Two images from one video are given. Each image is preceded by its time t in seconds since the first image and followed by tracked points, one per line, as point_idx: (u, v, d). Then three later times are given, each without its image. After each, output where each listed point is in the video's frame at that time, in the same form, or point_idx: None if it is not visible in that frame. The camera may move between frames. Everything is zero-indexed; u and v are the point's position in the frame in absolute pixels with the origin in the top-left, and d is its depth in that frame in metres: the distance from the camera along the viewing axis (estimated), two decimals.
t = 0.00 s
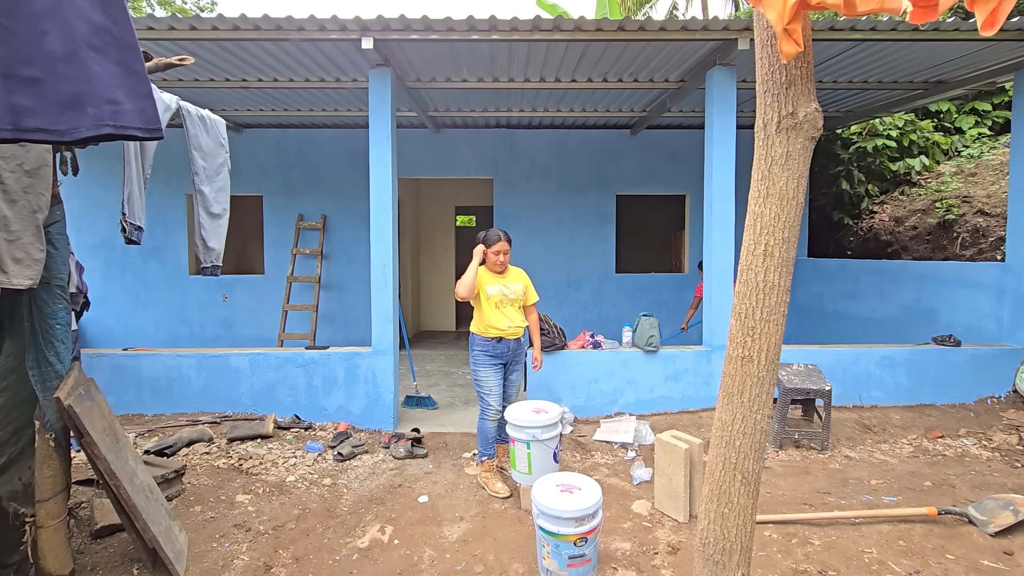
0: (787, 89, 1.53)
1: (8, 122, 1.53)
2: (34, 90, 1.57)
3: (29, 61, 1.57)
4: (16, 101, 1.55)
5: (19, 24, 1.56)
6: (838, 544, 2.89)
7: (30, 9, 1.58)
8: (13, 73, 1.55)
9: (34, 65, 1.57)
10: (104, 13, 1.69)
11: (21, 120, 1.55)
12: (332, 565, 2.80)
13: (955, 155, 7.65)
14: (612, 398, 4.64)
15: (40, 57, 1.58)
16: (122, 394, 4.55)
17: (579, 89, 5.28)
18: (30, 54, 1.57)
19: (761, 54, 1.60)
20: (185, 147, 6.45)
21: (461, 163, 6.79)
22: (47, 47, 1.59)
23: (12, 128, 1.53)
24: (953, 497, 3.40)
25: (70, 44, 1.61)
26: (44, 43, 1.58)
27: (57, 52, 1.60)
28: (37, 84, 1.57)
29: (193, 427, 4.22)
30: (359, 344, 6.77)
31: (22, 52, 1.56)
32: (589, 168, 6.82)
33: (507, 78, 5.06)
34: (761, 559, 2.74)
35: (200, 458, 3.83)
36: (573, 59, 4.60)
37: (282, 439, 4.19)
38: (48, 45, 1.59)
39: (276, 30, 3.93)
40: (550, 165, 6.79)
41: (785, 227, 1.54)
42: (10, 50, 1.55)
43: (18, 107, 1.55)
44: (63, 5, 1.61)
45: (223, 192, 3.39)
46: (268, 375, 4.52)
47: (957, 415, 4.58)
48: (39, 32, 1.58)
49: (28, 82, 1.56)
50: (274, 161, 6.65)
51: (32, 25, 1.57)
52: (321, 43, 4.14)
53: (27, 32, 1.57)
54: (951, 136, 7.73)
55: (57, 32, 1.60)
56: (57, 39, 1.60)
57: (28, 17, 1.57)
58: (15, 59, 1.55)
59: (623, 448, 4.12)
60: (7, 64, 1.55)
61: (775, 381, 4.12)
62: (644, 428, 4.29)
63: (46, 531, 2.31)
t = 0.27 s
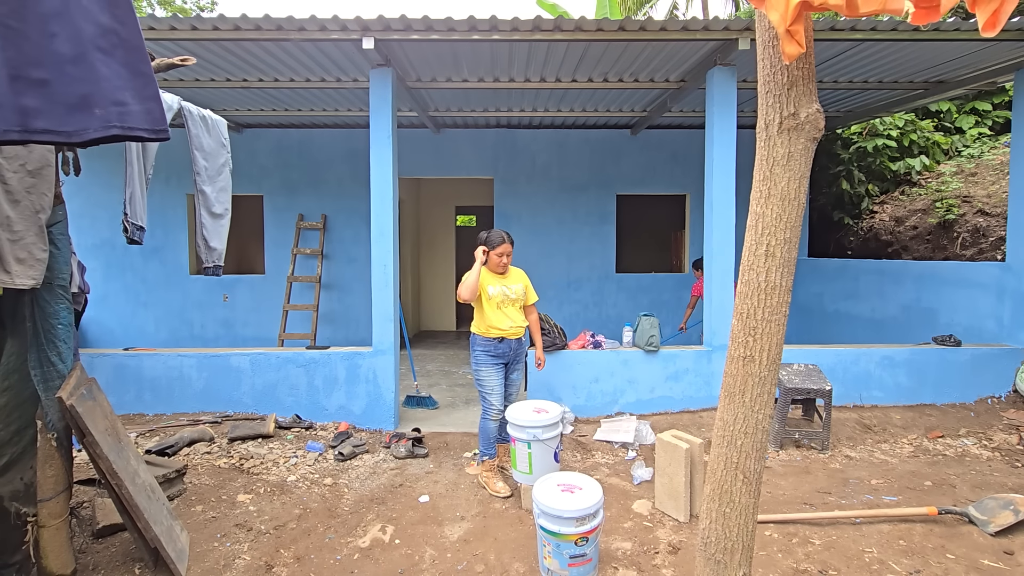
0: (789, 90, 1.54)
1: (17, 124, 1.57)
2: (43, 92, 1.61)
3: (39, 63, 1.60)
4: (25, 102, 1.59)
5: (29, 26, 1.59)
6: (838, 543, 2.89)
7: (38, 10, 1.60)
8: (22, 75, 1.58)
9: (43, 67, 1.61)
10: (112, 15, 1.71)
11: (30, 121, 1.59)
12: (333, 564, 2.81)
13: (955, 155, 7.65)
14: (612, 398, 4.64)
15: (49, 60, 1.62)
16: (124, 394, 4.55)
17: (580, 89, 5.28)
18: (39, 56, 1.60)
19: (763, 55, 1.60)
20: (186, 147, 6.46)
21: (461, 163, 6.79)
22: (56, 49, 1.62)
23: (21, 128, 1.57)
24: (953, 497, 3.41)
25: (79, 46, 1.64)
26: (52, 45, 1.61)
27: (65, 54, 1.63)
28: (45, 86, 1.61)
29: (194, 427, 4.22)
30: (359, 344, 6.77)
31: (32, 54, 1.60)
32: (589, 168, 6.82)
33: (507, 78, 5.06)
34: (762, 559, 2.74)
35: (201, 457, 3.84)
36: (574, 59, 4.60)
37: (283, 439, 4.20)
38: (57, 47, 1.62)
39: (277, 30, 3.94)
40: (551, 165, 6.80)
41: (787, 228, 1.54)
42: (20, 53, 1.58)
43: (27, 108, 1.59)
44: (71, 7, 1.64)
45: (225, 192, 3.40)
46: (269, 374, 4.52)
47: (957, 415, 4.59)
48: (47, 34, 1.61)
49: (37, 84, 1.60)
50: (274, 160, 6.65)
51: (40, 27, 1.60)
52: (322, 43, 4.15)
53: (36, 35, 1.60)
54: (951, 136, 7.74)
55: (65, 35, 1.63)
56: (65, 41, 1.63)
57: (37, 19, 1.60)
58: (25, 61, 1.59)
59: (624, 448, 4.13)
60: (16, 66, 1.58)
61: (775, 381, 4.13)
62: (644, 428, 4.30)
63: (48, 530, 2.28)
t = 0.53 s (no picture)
0: (791, 90, 1.54)
1: (23, 125, 1.57)
2: (50, 94, 1.61)
3: (46, 65, 1.61)
4: (32, 104, 1.59)
5: (36, 29, 1.60)
6: (839, 543, 2.89)
7: (45, 13, 1.61)
8: (29, 77, 1.59)
9: (50, 69, 1.61)
10: (118, 17, 1.71)
11: (37, 123, 1.59)
12: (334, 564, 2.81)
13: (955, 155, 7.65)
14: (613, 398, 4.64)
15: (55, 62, 1.62)
16: (125, 394, 4.56)
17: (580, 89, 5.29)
18: (46, 58, 1.61)
19: (765, 55, 1.60)
20: (186, 147, 6.46)
21: (462, 163, 6.80)
22: (62, 51, 1.62)
23: (28, 130, 1.57)
24: (954, 497, 3.41)
25: (85, 48, 1.64)
26: (59, 47, 1.62)
27: (72, 55, 1.63)
28: (52, 88, 1.61)
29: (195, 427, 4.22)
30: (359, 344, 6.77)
31: (39, 56, 1.60)
32: (590, 168, 6.82)
33: (508, 78, 5.06)
34: (763, 559, 2.74)
35: (202, 457, 3.84)
36: (575, 59, 4.60)
37: (283, 439, 4.20)
38: (64, 49, 1.62)
39: (278, 30, 3.94)
40: (551, 165, 6.80)
41: (788, 227, 1.54)
42: (27, 55, 1.59)
43: (34, 109, 1.59)
44: (78, 9, 1.64)
45: (226, 192, 3.40)
46: (269, 374, 4.52)
47: (958, 415, 4.59)
48: (54, 36, 1.62)
49: (44, 85, 1.60)
50: (275, 160, 6.65)
51: (47, 29, 1.61)
52: (323, 42, 4.15)
53: (42, 37, 1.61)
54: (951, 136, 7.74)
55: (72, 36, 1.63)
56: (72, 43, 1.63)
57: (43, 21, 1.61)
58: (32, 62, 1.60)
59: (624, 448, 4.13)
60: (23, 67, 1.59)
61: (776, 381, 4.13)
62: (645, 428, 4.30)
63: (49, 530, 2.27)
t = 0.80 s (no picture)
0: (792, 90, 1.54)
1: (27, 124, 1.57)
2: (53, 93, 1.61)
3: (49, 65, 1.61)
4: (35, 103, 1.59)
5: (38, 28, 1.60)
6: (839, 543, 2.89)
7: (47, 12, 1.61)
8: (32, 77, 1.59)
9: (53, 69, 1.61)
10: (121, 17, 1.72)
11: (40, 123, 1.59)
12: (335, 564, 2.81)
13: (956, 155, 7.65)
14: (613, 398, 4.65)
15: (58, 61, 1.62)
16: (125, 394, 4.56)
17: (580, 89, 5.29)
18: (49, 57, 1.61)
19: (766, 55, 1.60)
20: (187, 147, 6.46)
21: (462, 163, 6.80)
22: (65, 50, 1.62)
23: (32, 129, 1.57)
24: (954, 496, 3.41)
25: (88, 48, 1.64)
26: (62, 46, 1.62)
27: (75, 55, 1.63)
28: (55, 87, 1.61)
29: (196, 426, 4.23)
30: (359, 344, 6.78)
31: (42, 56, 1.60)
32: (590, 167, 6.83)
33: (508, 78, 5.06)
34: (764, 559, 2.74)
35: (203, 457, 3.84)
36: (575, 59, 4.60)
37: (284, 439, 4.20)
38: (66, 49, 1.62)
39: (278, 30, 3.94)
40: (551, 165, 6.80)
41: (789, 227, 1.55)
42: (30, 55, 1.59)
43: (37, 109, 1.59)
44: (81, 8, 1.64)
45: (226, 192, 3.41)
46: (270, 374, 4.52)
47: (958, 415, 4.59)
48: (57, 35, 1.62)
49: (47, 85, 1.60)
50: (275, 160, 6.65)
51: (50, 28, 1.61)
52: (323, 42, 4.15)
53: (45, 36, 1.61)
54: (952, 136, 7.74)
55: (75, 36, 1.63)
56: (74, 42, 1.63)
57: (46, 20, 1.60)
58: (35, 62, 1.60)
59: (625, 447, 4.13)
60: (26, 67, 1.59)
61: (776, 381, 4.13)
62: (645, 428, 4.30)
63: (51, 529, 2.27)
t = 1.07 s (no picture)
0: (793, 90, 1.54)
1: (29, 124, 1.57)
2: (55, 93, 1.61)
3: (51, 64, 1.61)
4: (37, 103, 1.59)
5: (41, 28, 1.60)
6: (839, 543, 2.89)
7: (50, 12, 1.61)
8: (34, 76, 1.59)
9: (55, 68, 1.61)
10: (123, 16, 1.72)
11: (42, 122, 1.59)
12: (335, 563, 2.81)
13: (956, 155, 7.65)
14: (614, 398, 4.65)
15: (61, 61, 1.62)
16: (126, 394, 4.56)
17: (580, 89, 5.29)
18: (51, 57, 1.61)
19: (767, 54, 1.60)
20: (187, 147, 6.47)
21: (462, 163, 6.80)
22: (68, 50, 1.63)
23: (33, 128, 1.57)
24: (955, 496, 3.41)
25: (90, 47, 1.64)
26: (64, 46, 1.62)
27: (77, 55, 1.64)
28: (57, 87, 1.61)
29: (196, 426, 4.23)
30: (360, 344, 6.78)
31: (44, 56, 1.60)
32: (590, 167, 6.82)
33: (508, 78, 5.07)
34: (764, 559, 2.74)
35: (203, 456, 3.84)
36: (575, 59, 4.60)
37: (284, 438, 4.20)
38: (69, 49, 1.63)
39: (279, 30, 3.94)
40: (552, 165, 6.80)
41: (791, 227, 1.54)
42: (32, 54, 1.59)
43: (39, 108, 1.59)
44: (83, 8, 1.64)
45: (226, 192, 3.40)
46: (270, 374, 4.52)
47: (959, 415, 4.59)
48: (59, 35, 1.62)
49: (49, 84, 1.60)
50: (275, 160, 6.65)
51: (52, 28, 1.61)
52: (323, 42, 4.15)
53: (47, 35, 1.61)
54: (952, 136, 7.73)
55: (77, 35, 1.63)
56: (76, 42, 1.63)
57: (49, 20, 1.61)
58: (37, 62, 1.60)
59: (625, 447, 4.13)
60: (28, 67, 1.59)
61: (777, 381, 4.13)
62: (645, 428, 4.29)
63: (51, 529, 2.28)
